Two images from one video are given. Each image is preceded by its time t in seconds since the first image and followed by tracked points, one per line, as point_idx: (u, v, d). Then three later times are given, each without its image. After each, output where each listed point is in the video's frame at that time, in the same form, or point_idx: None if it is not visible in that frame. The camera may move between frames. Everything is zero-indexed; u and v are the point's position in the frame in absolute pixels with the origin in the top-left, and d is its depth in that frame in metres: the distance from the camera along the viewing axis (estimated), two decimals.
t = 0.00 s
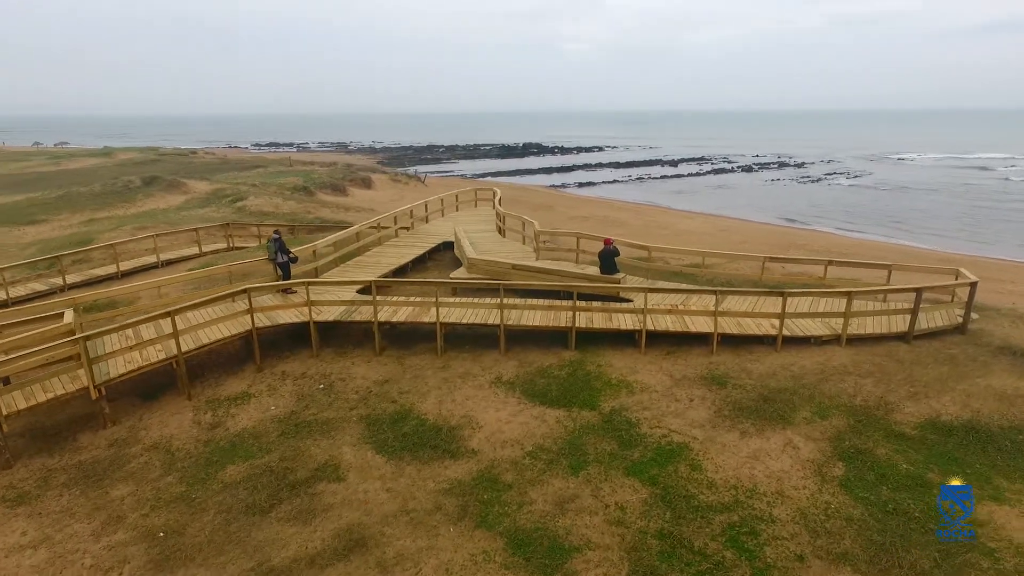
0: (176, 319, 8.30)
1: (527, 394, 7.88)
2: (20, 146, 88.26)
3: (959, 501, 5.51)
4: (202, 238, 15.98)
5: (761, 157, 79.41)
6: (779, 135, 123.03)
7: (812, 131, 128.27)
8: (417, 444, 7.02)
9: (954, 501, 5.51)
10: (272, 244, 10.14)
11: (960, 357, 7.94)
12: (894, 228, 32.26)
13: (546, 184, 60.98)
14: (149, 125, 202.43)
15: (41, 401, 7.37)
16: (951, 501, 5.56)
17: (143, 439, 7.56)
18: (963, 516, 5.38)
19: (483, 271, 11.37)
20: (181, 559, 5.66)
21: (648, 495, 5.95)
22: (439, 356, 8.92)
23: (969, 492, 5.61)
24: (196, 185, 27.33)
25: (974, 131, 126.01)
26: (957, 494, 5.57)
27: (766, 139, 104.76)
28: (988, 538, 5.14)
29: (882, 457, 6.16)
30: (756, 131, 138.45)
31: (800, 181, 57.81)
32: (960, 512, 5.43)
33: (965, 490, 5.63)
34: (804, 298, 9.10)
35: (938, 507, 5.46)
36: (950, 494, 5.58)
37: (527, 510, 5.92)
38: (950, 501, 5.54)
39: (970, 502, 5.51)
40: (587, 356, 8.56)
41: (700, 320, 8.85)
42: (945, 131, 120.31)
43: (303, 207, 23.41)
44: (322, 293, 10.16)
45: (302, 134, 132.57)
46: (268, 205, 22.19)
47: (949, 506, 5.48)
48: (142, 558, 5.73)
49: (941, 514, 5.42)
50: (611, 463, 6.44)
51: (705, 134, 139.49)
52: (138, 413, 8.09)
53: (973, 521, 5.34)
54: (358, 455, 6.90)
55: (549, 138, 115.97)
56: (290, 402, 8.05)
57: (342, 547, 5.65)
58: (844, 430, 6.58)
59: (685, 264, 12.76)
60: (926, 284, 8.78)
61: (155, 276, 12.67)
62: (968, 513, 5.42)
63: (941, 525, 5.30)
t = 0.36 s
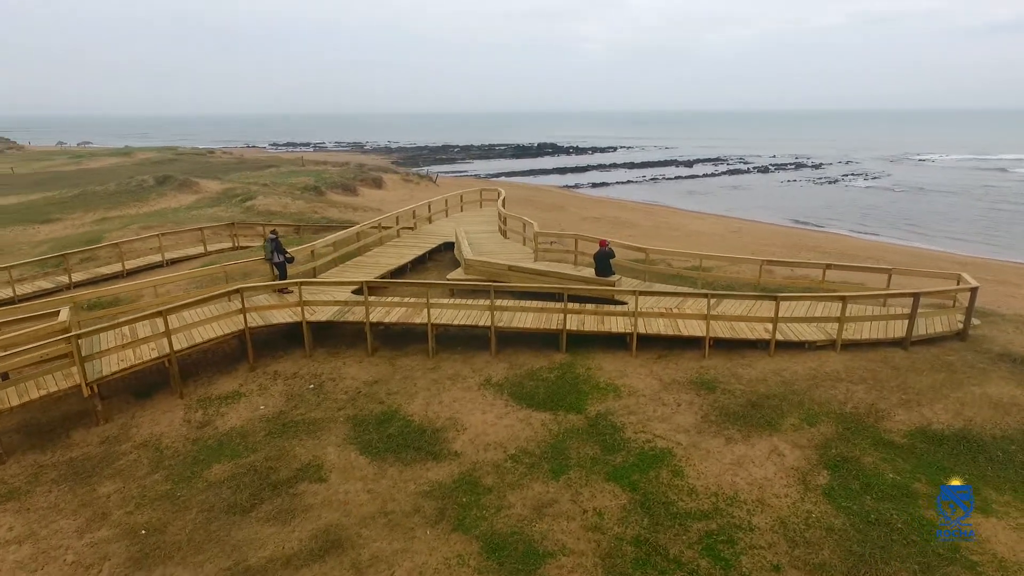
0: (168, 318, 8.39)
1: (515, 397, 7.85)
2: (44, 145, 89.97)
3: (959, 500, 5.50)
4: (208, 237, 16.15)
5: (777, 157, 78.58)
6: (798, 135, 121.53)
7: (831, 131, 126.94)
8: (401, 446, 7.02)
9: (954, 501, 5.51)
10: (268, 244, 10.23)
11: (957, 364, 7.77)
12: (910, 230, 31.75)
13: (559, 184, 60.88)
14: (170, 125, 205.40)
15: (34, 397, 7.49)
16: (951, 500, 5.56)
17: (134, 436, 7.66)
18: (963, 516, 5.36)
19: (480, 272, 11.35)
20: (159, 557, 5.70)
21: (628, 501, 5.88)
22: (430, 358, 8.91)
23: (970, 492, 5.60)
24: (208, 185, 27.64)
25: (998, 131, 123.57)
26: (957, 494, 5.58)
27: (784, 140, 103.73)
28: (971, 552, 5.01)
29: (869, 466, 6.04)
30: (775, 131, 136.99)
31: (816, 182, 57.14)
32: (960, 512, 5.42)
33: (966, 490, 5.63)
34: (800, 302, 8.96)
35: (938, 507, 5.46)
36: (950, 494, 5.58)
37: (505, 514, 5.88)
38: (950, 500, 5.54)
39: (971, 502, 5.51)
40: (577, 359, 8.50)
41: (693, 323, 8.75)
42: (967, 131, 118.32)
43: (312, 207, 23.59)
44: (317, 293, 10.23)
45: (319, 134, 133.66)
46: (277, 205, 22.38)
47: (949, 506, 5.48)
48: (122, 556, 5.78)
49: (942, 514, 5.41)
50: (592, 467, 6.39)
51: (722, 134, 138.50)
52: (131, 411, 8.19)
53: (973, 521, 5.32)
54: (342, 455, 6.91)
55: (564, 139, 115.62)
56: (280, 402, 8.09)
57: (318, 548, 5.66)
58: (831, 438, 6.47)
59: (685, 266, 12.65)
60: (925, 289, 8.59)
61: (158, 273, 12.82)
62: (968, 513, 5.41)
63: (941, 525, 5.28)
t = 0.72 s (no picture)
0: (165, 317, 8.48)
1: (506, 400, 7.80)
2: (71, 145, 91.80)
3: (959, 500, 5.48)
4: (216, 236, 16.29)
5: (796, 158, 77.59)
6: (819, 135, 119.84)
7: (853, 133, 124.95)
8: (389, 447, 7.01)
9: (955, 501, 5.49)
10: (268, 243, 10.30)
11: (960, 372, 7.57)
12: (930, 232, 31.14)
13: (574, 185, 60.71)
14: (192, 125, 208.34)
15: (31, 394, 7.61)
16: (951, 501, 5.53)
17: (129, 434, 7.74)
18: (963, 516, 5.34)
19: (480, 273, 11.33)
20: (144, 555, 5.74)
21: (612, 508, 5.81)
22: (425, 359, 8.90)
23: (970, 493, 5.57)
24: (221, 184, 27.92)
25: None
26: (958, 493, 5.55)
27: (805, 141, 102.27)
28: (962, 565, 4.86)
29: (861, 476, 5.90)
30: (795, 132, 135.28)
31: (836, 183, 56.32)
32: (960, 512, 5.40)
33: (966, 490, 5.60)
34: (800, 306, 8.80)
35: (938, 507, 5.44)
36: (950, 494, 5.55)
37: (487, 518, 5.84)
38: (950, 500, 5.51)
39: (971, 502, 5.48)
40: (571, 362, 8.43)
41: (690, 327, 8.64)
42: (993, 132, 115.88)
43: (323, 207, 23.75)
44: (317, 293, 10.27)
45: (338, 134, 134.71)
46: (288, 204, 22.57)
47: (949, 506, 5.45)
48: (108, 553, 5.83)
49: (941, 514, 5.39)
50: (579, 473, 6.32)
51: (742, 135, 136.98)
52: (128, 408, 8.28)
53: (973, 522, 5.30)
54: (331, 456, 6.92)
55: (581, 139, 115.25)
56: (273, 401, 8.13)
57: (300, 549, 5.66)
58: (824, 446, 6.33)
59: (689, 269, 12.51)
60: (929, 294, 8.39)
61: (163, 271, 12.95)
62: (969, 513, 5.39)
63: (941, 525, 5.27)
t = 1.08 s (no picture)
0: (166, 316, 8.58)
1: (501, 403, 7.76)
2: (97, 144, 93.43)
3: (959, 501, 5.45)
4: (227, 235, 16.46)
5: (818, 159, 76.45)
6: (842, 136, 117.96)
7: (880, 133, 122.87)
8: (380, 449, 7.01)
9: (954, 501, 5.45)
10: (272, 244, 10.40)
11: (965, 381, 7.36)
12: (953, 235, 30.47)
13: (591, 185, 60.48)
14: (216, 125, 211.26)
15: (33, 391, 7.74)
16: (951, 501, 5.50)
17: (128, 432, 7.84)
18: (963, 516, 5.32)
19: (482, 275, 11.30)
20: (133, 553, 5.80)
21: (598, 515, 5.74)
22: (422, 361, 8.90)
23: (970, 492, 5.54)
24: (237, 183, 28.22)
25: None
26: (957, 493, 5.51)
27: (829, 141, 100.91)
28: None
29: (855, 487, 5.76)
30: (819, 132, 133.46)
31: (858, 185, 55.35)
32: (960, 512, 5.38)
33: (966, 490, 5.57)
34: (803, 312, 8.64)
35: (937, 507, 5.42)
36: (950, 494, 5.52)
37: (473, 523, 5.81)
38: (950, 500, 5.48)
39: (970, 502, 5.46)
40: (568, 365, 8.36)
41: (690, 332, 8.53)
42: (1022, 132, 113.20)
43: (335, 206, 23.92)
44: (318, 294, 10.33)
45: (358, 134, 135.48)
46: (301, 204, 22.76)
47: (949, 506, 5.43)
48: (99, 549, 5.90)
49: (941, 514, 5.37)
50: (568, 479, 6.26)
51: (764, 134, 135.31)
52: (129, 406, 8.39)
53: (973, 522, 5.27)
54: (323, 457, 6.94)
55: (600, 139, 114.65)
56: (270, 401, 8.19)
57: (285, 550, 5.68)
58: (819, 456, 6.19)
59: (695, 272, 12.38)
60: (937, 301, 8.18)
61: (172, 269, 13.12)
62: (968, 514, 5.36)
63: (941, 525, 5.25)
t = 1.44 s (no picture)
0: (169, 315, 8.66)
1: (498, 406, 7.71)
2: (124, 144, 95.32)
3: (959, 500, 5.43)
4: (239, 234, 16.61)
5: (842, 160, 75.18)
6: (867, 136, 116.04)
7: (907, 133, 120.28)
8: (375, 452, 7.00)
9: (954, 501, 5.44)
10: (277, 244, 10.46)
11: (976, 392, 7.12)
12: (978, 239, 29.73)
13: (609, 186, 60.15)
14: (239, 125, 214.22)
15: (38, 389, 7.86)
16: (951, 500, 5.49)
17: (130, 430, 7.93)
18: (963, 516, 5.31)
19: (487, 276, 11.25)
20: (125, 552, 5.84)
21: (589, 524, 5.65)
22: (421, 363, 8.87)
23: (970, 492, 5.52)
24: (254, 183, 28.50)
25: None
26: (957, 493, 5.49)
27: (853, 142, 99.29)
28: None
29: (854, 500, 5.60)
30: (843, 133, 131.29)
31: (882, 187, 54.27)
32: (960, 512, 5.37)
33: (966, 490, 5.54)
34: (810, 318, 8.44)
35: (937, 507, 5.41)
36: (949, 494, 5.51)
37: (462, 529, 5.75)
38: (950, 500, 5.47)
39: (970, 502, 5.44)
40: (568, 369, 8.27)
41: (693, 337, 8.38)
42: None
43: (349, 206, 24.06)
44: (322, 295, 10.36)
45: (379, 134, 136.46)
46: (315, 204, 22.92)
47: (949, 506, 5.42)
48: (93, 547, 5.95)
49: (941, 514, 5.36)
50: (560, 485, 6.18)
51: (787, 135, 133.42)
52: (132, 404, 8.49)
53: (972, 522, 5.27)
54: (317, 459, 6.95)
55: (620, 139, 114.16)
56: (270, 402, 8.23)
57: (273, 552, 5.68)
58: (819, 467, 6.03)
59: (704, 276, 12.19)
60: (948, 308, 7.94)
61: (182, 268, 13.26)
62: (968, 514, 5.35)
63: (941, 525, 5.25)
